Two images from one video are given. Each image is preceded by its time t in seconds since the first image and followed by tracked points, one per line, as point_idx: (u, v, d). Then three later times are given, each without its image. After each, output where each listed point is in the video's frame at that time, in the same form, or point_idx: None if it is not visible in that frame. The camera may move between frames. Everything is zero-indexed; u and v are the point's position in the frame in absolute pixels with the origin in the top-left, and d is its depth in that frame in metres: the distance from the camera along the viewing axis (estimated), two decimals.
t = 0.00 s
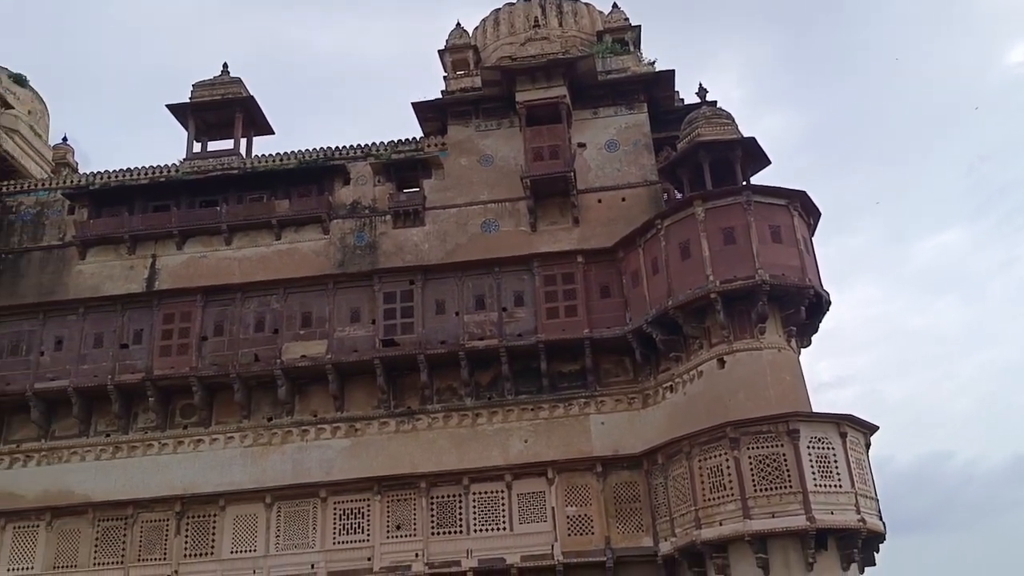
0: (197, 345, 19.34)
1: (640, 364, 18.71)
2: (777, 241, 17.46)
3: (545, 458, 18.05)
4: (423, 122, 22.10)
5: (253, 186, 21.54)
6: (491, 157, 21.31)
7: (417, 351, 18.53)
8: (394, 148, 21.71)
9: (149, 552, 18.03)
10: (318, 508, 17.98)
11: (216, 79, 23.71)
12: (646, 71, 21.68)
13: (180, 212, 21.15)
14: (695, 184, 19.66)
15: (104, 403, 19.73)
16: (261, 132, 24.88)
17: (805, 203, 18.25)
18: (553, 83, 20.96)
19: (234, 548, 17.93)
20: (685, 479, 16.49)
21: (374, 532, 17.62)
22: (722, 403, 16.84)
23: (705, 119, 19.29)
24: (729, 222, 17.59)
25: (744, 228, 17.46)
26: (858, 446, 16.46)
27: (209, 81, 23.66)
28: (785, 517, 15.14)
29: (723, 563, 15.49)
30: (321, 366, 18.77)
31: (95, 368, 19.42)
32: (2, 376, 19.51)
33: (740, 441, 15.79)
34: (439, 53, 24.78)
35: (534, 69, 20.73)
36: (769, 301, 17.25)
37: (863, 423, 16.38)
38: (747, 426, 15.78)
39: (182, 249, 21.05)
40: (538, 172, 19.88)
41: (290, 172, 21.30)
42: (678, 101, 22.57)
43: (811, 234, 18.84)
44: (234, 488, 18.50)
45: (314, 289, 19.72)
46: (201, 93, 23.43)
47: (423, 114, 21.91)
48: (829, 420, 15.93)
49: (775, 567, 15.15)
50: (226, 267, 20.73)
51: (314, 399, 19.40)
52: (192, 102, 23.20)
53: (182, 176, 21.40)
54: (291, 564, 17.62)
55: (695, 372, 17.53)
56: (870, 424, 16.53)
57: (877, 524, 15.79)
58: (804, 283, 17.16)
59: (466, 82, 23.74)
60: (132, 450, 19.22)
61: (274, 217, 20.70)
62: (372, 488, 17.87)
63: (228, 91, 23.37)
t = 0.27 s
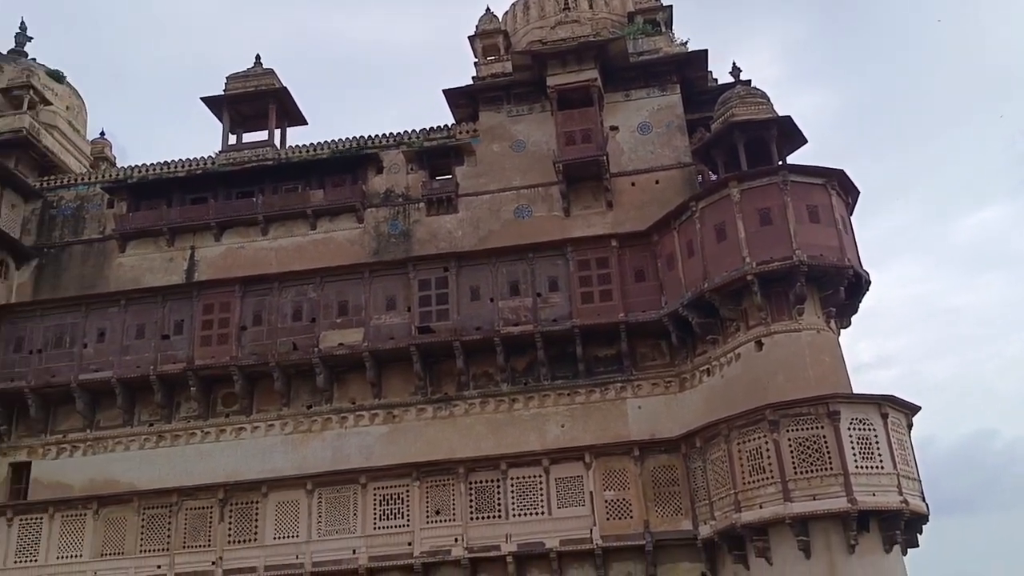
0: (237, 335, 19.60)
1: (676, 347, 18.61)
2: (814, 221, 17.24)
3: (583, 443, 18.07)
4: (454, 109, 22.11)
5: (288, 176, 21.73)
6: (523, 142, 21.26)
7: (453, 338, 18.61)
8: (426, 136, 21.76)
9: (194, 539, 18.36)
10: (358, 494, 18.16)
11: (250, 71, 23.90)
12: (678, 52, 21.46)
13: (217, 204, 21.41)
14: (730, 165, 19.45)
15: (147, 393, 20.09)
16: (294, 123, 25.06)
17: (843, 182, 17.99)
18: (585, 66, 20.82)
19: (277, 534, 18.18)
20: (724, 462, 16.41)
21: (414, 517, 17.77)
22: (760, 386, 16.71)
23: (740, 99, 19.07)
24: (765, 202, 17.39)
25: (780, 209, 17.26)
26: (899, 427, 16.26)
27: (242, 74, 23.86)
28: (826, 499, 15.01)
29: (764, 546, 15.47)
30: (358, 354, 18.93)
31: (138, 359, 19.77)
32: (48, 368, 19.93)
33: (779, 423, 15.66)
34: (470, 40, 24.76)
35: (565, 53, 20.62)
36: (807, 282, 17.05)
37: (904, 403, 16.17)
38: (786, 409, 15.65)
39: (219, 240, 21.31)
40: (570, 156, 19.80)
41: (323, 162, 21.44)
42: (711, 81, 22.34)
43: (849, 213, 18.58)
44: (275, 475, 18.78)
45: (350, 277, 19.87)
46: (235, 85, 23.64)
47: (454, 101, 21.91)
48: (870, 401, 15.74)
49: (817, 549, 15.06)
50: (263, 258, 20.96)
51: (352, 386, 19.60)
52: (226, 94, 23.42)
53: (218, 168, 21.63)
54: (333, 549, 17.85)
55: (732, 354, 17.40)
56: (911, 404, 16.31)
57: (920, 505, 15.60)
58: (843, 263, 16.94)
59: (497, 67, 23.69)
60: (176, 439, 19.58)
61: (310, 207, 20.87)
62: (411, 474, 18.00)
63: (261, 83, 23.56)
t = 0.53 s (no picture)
0: (278, 328, 19.83)
1: (716, 333, 18.46)
2: (856, 203, 16.96)
3: (624, 431, 18.04)
4: (489, 98, 22.08)
5: (325, 169, 21.89)
6: (558, 130, 21.18)
7: (491, 328, 18.65)
8: (461, 126, 21.79)
9: (241, 528, 18.65)
10: (400, 483, 18.31)
11: (286, 66, 24.09)
12: (714, 35, 21.21)
13: (256, 198, 21.65)
14: (769, 148, 19.20)
15: (192, 386, 20.42)
16: (330, 116, 25.23)
17: (885, 163, 17.66)
18: (619, 52, 20.66)
19: (322, 523, 18.40)
20: (767, 448, 16.26)
21: (456, 505, 17.88)
22: (803, 371, 16.52)
23: (778, 81, 18.79)
24: (806, 185, 17.15)
25: (821, 191, 17.00)
26: (946, 410, 15.98)
27: (278, 68, 24.05)
28: (872, 485, 14.82)
29: (808, 532, 15.36)
30: (398, 345, 19.06)
31: (183, 352, 20.09)
32: (96, 363, 20.33)
33: (823, 409, 15.48)
34: (503, 28, 24.70)
35: (599, 39, 20.48)
36: (849, 265, 16.80)
37: (951, 387, 15.88)
38: (830, 394, 15.46)
39: (259, 234, 21.56)
40: (606, 143, 19.68)
41: (360, 155, 21.57)
42: (747, 63, 22.05)
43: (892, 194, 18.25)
44: (319, 465, 19.01)
45: (388, 269, 19.98)
46: (272, 80, 23.85)
47: (489, 90, 21.89)
48: (916, 384, 15.48)
49: (862, 535, 14.89)
50: (303, 251, 21.17)
51: (392, 377, 19.75)
52: (264, 89, 23.64)
53: (256, 162, 21.85)
54: (377, 538, 18.04)
55: (774, 340, 17.22)
56: (958, 387, 16.01)
57: (969, 489, 15.33)
58: (886, 245, 16.65)
59: (531, 55, 23.61)
60: (221, 431, 19.90)
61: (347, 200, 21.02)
62: (452, 463, 18.10)
63: (298, 78, 23.74)
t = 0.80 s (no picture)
0: (317, 324, 20.01)
1: (755, 324, 18.29)
2: (896, 189, 16.69)
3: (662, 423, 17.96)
4: (522, 91, 22.05)
5: (360, 166, 22.03)
6: (592, 122, 21.10)
7: (528, 321, 18.65)
8: (494, 120, 21.80)
9: (283, 522, 18.89)
10: (439, 476, 18.40)
11: (320, 64, 24.25)
12: (748, 22, 20.97)
13: (293, 196, 21.85)
14: (806, 135, 18.95)
15: (233, 382, 20.69)
16: (365, 113, 25.37)
17: (925, 148, 17.35)
18: (652, 42, 20.50)
19: (363, 516, 18.58)
20: (808, 439, 16.09)
21: (495, 498, 17.94)
22: (844, 361, 16.31)
23: (815, 67, 18.53)
24: (844, 172, 16.91)
25: (860, 178, 16.75)
26: (991, 399, 15.67)
27: (313, 67, 24.23)
28: (916, 475, 14.60)
29: (851, 523, 15.22)
30: (434, 339, 19.14)
31: (224, 349, 20.36)
32: (139, 361, 20.67)
33: (865, 398, 15.28)
34: (535, 21, 24.65)
35: (632, 29, 20.35)
36: (890, 253, 16.54)
37: (996, 375, 15.57)
38: (872, 383, 15.24)
39: (297, 232, 21.76)
40: (640, 134, 19.56)
41: (394, 150, 21.67)
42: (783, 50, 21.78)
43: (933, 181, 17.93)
44: (359, 459, 19.18)
45: (424, 263, 20.06)
46: (306, 79, 24.03)
47: (521, 83, 21.86)
48: (960, 372, 15.19)
49: (907, 526, 14.69)
50: (340, 247, 21.33)
51: (430, 371, 19.86)
52: (298, 88, 23.83)
53: (292, 160, 22.04)
54: (417, 531, 18.16)
55: (814, 329, 17.01)
56: (1003, 375, 15.69)
57: (1015, 479, 15.03)
58: (927, 231, 16.37)
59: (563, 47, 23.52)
60: (262, 426, 20.15)
61: (382, 196, 21.13)
62: (490, 456, 18.15)
63: (332, 75, 23.89)
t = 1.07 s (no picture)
0: (352, 321, 20.15)
1: (792, 317, 18.10)
2: (936, 178, 16.41)
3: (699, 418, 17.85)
4: (553, 86, 22.00)
5: (393, 164, 22.12)
6: (624, 115, 20.99)
7: (562, 316, 18.61)
8: (526, 115, 21.79)
9: (322, 518, 19.05)
10: (476, 472, 18.45)
11: (352, 63, 24.39)
12: (781, 11, 20.73)
13: (327, 195, 22.00)
14: (842, 125, 18.70)
15: (271, 380, 20.91)
16: (397, 111, 25.48)
17: (965, 135, 17.05)
18: (684, 34, 20.34)
19: (401, 512, 18.67)
20: (848, 432, 15.90)
21: (532, 494, 17.93)
22: (884, 353, 16.07)
23: (850, 56, 18.27)
24: (882, 161, 16.66)
25: (899, 167, 16.49)
26: None
27: (345, 66, 24.37)
28: (959, 467, 14.35)
29: (893, 517, 15.03)
30: (469, 335, 19.17)
31: (261, 348, 20.56)
32: (179, 360, 20.95)
33: (905, 391, 15.05)
34: (565, 16, 24.58)
35: (663, 22, 20.20)
36: (930, 243, 16.26)
37: None
38: (912, 375, 15.01)
39: (331, 230, 21.92)
40: (673, 126, 19.43)
41: (427, 148, 21.73)
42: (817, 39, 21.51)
43: (973, 169, 17.60)
44: (396, 455, 19.28)
45: (457, 260, 20.10)
46: (339, 78, 24.18)
47: (553, 78, 21.81)
48: (1003, 363, 14.88)
49: (950, 520, 14.47)
50: (374, 245, 21.45)
51: (465, 367, 19.92)
52: (331, 87, 23.98)
53: (326, 159, 22.20)
54: (454, 526, 18.22)
55: (853, 322, 16.79)
56: None
57: None
58: (968, 220, 16.08)
59: (594, 41, 23.43)
60: (300, 423, 20.33)
61: (415, 193, 21.20)
62: (526, 451, 18.16)
63: (364, 74, 24.02)
